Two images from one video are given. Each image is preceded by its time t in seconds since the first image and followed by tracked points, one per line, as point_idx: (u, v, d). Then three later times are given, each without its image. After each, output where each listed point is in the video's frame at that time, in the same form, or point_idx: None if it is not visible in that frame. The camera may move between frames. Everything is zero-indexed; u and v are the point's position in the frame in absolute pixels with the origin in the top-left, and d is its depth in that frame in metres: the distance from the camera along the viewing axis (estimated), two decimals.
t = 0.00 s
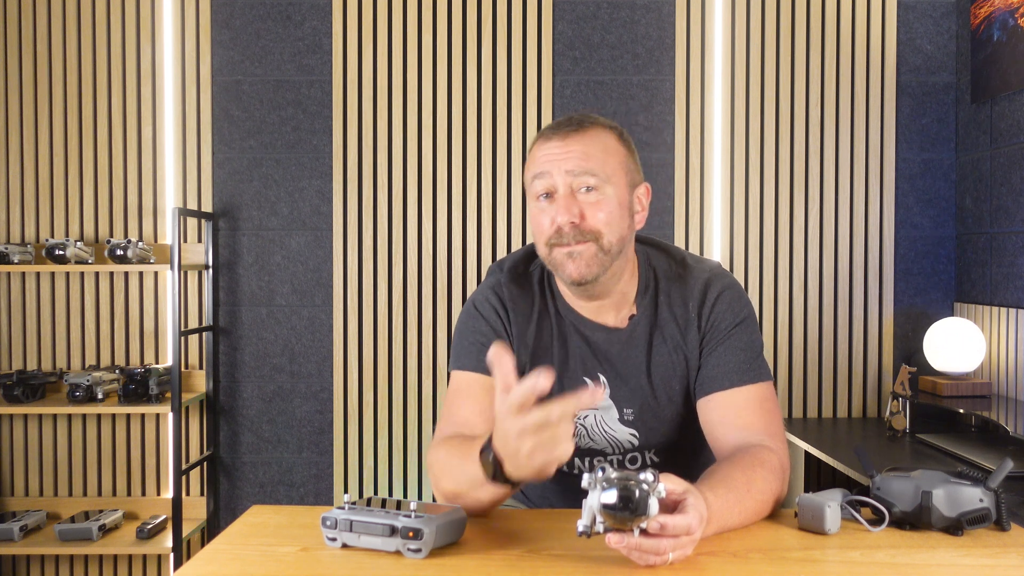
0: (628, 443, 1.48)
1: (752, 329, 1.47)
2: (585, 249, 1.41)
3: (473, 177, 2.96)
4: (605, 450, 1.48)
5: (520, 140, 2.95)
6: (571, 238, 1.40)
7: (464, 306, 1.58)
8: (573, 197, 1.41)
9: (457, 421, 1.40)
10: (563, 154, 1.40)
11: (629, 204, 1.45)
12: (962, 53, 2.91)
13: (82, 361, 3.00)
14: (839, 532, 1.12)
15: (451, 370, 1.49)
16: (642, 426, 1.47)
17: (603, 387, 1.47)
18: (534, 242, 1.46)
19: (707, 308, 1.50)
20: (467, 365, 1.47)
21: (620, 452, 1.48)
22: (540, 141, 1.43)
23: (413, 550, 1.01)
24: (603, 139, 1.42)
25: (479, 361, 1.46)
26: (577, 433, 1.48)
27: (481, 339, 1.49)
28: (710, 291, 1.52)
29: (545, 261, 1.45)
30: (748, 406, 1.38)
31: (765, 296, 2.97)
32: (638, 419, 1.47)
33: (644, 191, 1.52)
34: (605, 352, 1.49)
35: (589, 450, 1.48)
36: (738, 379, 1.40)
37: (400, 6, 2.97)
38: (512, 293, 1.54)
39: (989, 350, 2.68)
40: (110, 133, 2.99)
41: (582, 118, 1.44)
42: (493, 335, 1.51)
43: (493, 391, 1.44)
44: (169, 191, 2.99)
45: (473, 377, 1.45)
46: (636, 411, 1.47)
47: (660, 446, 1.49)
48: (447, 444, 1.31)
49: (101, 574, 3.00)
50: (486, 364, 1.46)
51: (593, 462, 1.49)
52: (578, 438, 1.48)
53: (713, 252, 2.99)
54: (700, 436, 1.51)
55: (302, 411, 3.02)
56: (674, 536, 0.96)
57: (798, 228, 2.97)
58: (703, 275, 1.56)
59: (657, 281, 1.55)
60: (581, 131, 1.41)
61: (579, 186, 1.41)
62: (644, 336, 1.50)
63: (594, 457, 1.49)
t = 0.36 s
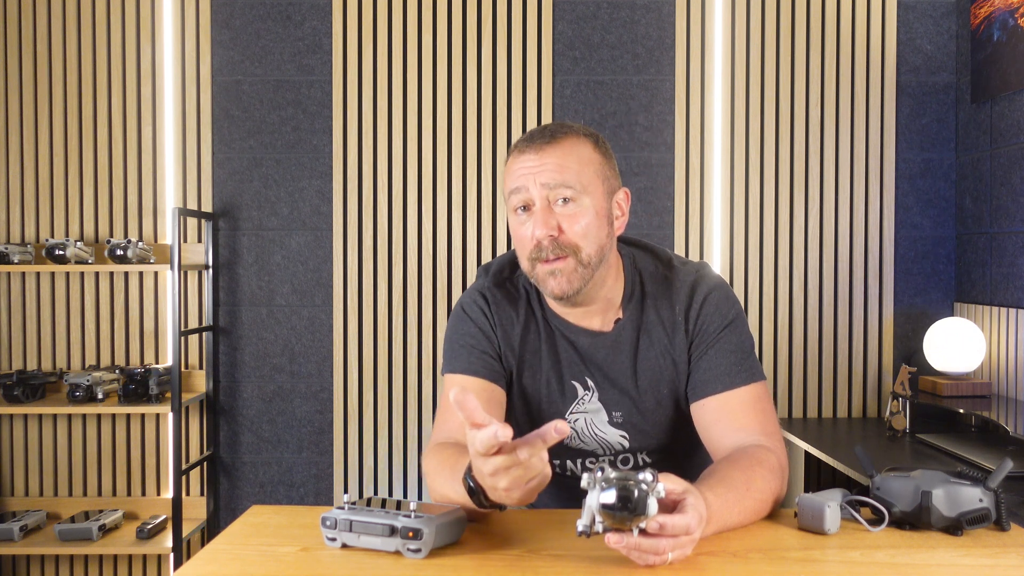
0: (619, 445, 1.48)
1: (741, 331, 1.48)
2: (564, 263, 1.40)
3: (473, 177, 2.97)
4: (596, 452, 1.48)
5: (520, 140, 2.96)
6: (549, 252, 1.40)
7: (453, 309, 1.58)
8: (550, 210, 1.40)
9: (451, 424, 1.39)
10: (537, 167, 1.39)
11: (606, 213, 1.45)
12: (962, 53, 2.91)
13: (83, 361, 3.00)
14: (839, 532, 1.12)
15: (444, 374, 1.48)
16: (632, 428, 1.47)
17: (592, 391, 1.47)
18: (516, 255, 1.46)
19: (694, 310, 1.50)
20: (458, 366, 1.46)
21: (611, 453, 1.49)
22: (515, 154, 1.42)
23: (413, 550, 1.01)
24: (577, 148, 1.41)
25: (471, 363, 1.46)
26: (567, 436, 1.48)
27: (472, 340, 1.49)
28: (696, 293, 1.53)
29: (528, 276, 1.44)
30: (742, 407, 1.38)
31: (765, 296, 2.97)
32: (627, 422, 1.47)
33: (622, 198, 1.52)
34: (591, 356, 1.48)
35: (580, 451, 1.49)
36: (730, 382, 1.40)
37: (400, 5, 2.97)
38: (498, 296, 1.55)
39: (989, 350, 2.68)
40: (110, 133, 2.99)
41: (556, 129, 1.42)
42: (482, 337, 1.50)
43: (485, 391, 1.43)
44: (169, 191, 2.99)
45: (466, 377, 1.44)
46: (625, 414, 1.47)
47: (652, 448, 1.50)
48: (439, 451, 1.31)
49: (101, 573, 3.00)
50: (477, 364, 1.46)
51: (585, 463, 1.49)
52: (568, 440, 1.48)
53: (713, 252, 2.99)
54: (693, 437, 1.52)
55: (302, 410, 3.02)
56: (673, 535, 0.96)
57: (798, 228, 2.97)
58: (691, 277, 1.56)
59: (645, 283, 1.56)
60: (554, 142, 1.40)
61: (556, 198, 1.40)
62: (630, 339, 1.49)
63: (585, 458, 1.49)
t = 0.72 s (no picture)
0: (620, 445, 1.47)
1: (744, 330, 1.48)
2: (590, 253, 1.40)
3: (473, 177, 2.96)
4: (597, 452, 1.48)
5: (520, 139, 2.95)
6: (577, 241, 1.39)
7: (455, 309, 1.58)
8: (579, 200, 1.40)
9: (449, 423, 1.40)
10: (571, 155, 1.38)
11: (631, 210, 1.46)
12: (962, 53, 2.91)
13: (82, 361, 3.00)
14: (839, 532, 1.12)
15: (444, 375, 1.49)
16: (634, 428, 1.47)
17: (595, 392, 1.46)
18: (535, 243, 1.45)
19: (698, 309, 1.50)
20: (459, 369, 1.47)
21: (613, 454, 1.48)
22: (544, 142, 1.42)
23: (413, 551, 1.01)
24: (610, 141, 1.42)
25: (471, 365, 1.46)
26: (568, 437, 1.47)
27: (472, 342, 1.49)
28: (700, 292, 1.52)
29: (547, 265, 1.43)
30: (744, 407, 1.38)
31: (765, 296, 2.97)
32: (629, 423, 1.46)
33: (641, 197, 1.53)
34: (594, 355, 1.48)
35: (581, 452, 1.48)
36: (733, 381, 1.40)
37: (400, 6, 2.97)
38: (501, 296, 1.54)
39: (989, 350, 2.68)
40: (110, 133, 2.99)
41: (586, 120, 1.42)
42: (483, 339, 1.50)
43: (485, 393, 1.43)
44: (169, 191, 2.99)
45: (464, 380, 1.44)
46: (628, 414, 1.46)
47: (653, 447, 1.49)
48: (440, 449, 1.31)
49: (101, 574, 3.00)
50: (477, 366, 1.46)
51: (586, 463, 1.49)
52: (569, 441, 1.47)
53: (713, 252, 2.99)
54: (695, 436, 1.53)
55: (302, 410, 3.02)
56: (673, 535, 0.96)
57: (798, 228, 2.97)
58: (693, 277, 1.56)
59: (650, 282, 1.55)
60: (588, 133, 1.40)
61: (587, 188, 1.40)
62: (635, 337, 1.49)
63: (586, 458, 1.48)
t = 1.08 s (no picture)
0: (624, 444, 1.47)
1: (751, 330, 1.48)
2: (625, 257, 1.41)
3: (473, 177, 2.96)
4: (600, 451, 1.48)
5: (520, 140, 2.95)
6: (615, 244, 1.40)
7: (462, 308, 1.56)
8: (624, 203, 1.40)
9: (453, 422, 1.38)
10: (624, 158, 1.39)
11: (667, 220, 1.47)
12: (962, 53, 2.91)
13: (82, 361, 3.00)
14: (839, 532, 1.12)
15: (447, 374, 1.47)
16: (638, 427, 1.47)
17: (600, 391, 1.47)
18: (568, 239, 1.45)
19: (707, 309, 1.50)
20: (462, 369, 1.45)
21: (616, 452, 1.48)
22: (597, 139, 1.41)
23: (413, 551, 1.01)
24: (659, 150, 1.43)
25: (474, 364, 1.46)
26: (572, 435, 1.48)
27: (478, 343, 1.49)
28: (710, 292, 1.53)
29: (578, 262, 1.43)
30: (749, 406, 1.39)
31: (765, 296, 2.97)
32: (634, 421, 1.46)
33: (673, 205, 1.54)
34: (602, 354, 1.48)
35: (584, 450, 1.49)
36: (739, 380, 1.40)
37: (400, 6, 2.97)
38: (509, 296, 1.53)
39: (989, 350, 2.68)
40: (110, 133, 2.99)
41: (638, 125, 1.43)
42: (489, 339, 1.50)
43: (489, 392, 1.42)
44: (169, 191, 2.99)
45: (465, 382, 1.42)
46: (633, 412, 1.46)
47: (655, 446, 1.49)
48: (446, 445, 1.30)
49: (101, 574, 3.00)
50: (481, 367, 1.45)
51: (588, 460, 1.49)
52: (573, 439, 1.48)
53: (713, 252, 2.99)
54: (699, 432, 1.52)
55: (302, 410, 3.02)
56: (675, 536, 0.97)
57: (799, 228, 2.97)
58: (704, 276, 1.56)
59: (661, 281, 1.55)
60: (641, 138, 1.40)
61: (633, 193, 1.40)
62: (645, 334, 1.49)
63: (589, 456, 1.49)
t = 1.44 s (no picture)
0: (627, 444, 1.47)
1: (755, 331, 1.48)
2: (643, 269, 1.40)
3: (473, 177, 2.96)
4: (603, 450, 1.48)
5: (520, 140, 2.95)
6: (635, 256, 1.39)
7: (465, 307, 1.56)
8: (650, 218, 1.38)
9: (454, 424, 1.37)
10: (656, 173, 1.36)
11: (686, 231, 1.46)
12: (962, 53, 2.91)
13: (82, 361, 3.00)
14: (839, 532, 1.12)
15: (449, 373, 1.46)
16: (640, 426, 1.47)
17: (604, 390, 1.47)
18: (589, 242, 1.44)
19: (712, 310, 1.51)
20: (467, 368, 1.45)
21: (618, 453, 1.48)
22: (633, 148, 1.38)
23: (413, 551, 1.01)
24: (690, 165, 1.40)
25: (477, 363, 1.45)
26: (575, 434, 1.48)
27: (482, 342, 1.48)
28: (715, 294, 1.53)
29: (595, 266, 1.43)
30: (750, 407, 1.38)
31: (765, 296, 2.97)
32: (636, 421, 1.47)
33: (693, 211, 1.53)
34: (608, 354, 1.47)
35: (587, 449, 1.49)
36: (742, 380, 1.40)
37: (400, 6, 2.97)
38: (514, 296, 1.53)
39: (989, 351, 2.68)
40: (110, 133, 2.99)
41: (675, 137, 1.39)
42: (494, 339, 1.49)
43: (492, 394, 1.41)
44: (169, 191, 2.99)
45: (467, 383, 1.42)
46: (636, 412, 1.47)
47: (657, 446, 1.49)
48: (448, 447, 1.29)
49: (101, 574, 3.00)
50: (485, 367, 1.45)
51: (591, 460, 1.49)
52: (576, 439, 1.48)
53: (713, 252, 2.99)
54: (701, 433, 1.52)
55: (302, 410, 3.02)
56: (676, 537, 0.97)
57: (799, 228, 2.97)
58: (709, 278, 1.56)
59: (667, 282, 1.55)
60: (675, 153, 1.38)
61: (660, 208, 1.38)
62: (651, 335, 1.49)
63: (592, 455, 1.49)
